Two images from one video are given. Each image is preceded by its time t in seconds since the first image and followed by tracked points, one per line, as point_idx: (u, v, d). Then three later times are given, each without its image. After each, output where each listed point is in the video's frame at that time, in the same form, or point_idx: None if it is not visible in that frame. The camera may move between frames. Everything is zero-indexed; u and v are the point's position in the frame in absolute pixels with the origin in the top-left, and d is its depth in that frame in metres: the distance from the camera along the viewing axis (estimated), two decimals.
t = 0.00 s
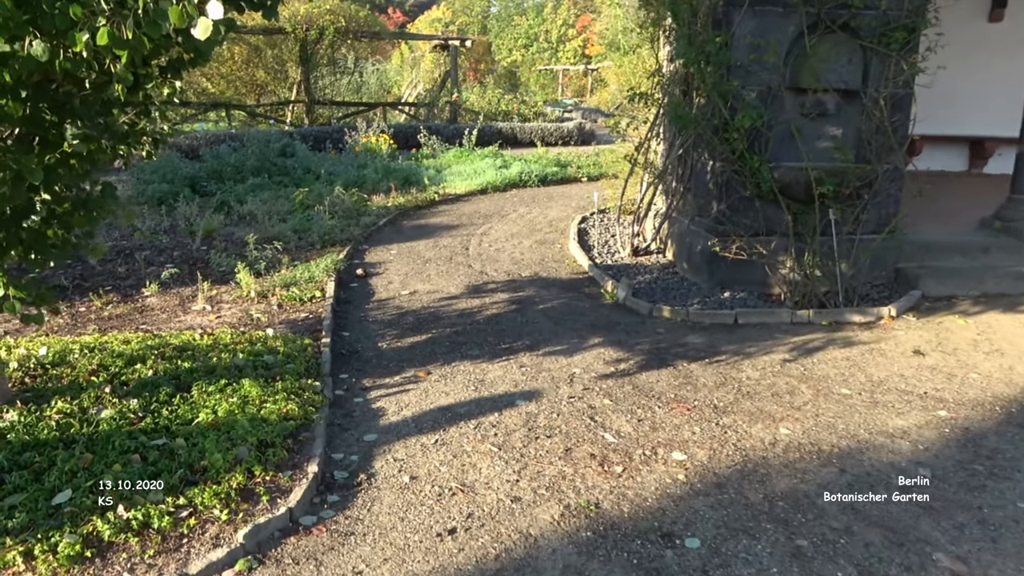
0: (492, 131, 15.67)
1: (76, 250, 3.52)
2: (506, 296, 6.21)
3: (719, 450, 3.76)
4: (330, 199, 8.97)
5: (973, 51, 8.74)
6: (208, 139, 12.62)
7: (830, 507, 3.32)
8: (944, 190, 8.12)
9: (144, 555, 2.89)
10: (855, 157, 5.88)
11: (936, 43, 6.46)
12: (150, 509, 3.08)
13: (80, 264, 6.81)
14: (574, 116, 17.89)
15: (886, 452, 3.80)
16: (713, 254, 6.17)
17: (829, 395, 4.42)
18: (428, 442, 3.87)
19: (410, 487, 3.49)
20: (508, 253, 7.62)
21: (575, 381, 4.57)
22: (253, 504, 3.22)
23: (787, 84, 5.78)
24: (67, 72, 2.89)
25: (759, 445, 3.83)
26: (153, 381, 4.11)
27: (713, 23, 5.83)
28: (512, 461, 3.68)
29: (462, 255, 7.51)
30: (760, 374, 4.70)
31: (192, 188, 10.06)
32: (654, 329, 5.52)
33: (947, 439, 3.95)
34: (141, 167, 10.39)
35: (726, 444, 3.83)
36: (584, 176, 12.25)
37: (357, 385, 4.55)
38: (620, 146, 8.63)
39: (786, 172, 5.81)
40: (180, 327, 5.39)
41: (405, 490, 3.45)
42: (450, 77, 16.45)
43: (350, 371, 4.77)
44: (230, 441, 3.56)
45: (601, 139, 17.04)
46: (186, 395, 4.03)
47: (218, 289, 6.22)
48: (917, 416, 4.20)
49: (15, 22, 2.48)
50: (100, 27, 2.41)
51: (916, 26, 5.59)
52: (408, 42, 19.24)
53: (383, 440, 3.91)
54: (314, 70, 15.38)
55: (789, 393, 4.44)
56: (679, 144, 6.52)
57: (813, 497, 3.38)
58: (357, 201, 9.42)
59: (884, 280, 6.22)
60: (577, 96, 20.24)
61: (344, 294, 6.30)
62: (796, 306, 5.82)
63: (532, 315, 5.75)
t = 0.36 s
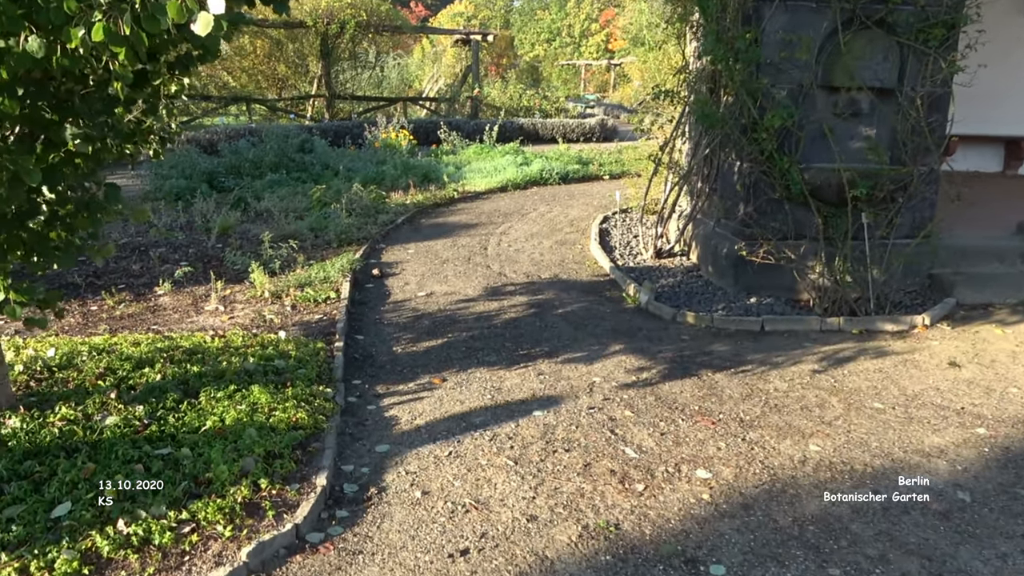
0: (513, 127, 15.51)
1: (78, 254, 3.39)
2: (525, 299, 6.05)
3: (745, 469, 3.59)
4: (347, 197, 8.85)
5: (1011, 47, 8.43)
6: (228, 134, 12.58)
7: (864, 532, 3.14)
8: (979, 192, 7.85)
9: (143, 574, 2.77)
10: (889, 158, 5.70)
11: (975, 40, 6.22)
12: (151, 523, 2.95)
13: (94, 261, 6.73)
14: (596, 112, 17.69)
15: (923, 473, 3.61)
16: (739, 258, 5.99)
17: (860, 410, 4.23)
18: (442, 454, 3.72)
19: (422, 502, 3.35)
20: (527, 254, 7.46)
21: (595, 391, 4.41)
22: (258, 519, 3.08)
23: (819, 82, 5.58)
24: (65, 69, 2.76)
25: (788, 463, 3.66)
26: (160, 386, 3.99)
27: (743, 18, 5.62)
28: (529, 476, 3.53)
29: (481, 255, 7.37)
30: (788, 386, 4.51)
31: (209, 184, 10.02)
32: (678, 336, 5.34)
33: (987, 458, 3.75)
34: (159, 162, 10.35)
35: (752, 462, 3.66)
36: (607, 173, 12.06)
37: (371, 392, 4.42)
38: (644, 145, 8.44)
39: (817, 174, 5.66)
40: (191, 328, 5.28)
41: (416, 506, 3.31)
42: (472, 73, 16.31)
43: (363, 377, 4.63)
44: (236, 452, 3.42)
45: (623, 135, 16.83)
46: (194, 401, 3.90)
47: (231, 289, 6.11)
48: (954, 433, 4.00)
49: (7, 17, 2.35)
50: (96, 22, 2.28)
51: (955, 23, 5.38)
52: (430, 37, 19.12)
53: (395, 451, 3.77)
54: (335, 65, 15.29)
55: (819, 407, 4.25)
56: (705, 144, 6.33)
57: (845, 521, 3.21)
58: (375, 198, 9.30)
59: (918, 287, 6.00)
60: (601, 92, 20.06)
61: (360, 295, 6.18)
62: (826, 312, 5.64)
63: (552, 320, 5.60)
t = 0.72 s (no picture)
0: (533, 126, 15.35)
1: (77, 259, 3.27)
2: (542, 305, 5.88)
3: (772, 490, 3.40)
4: (363, 196, 8.72)
5: None
6: (246, 131, 12.51)
7: (899, 562, 2.95)
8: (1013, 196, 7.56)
9: None
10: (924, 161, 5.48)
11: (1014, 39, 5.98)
12: (146, 541, 2.79)
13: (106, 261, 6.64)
14: (616, 111, 17.48)
15: (960, 497, 3.41)
16: (765, 264, 5.78)
17: (892, 427, 4.03)
18: (453, 469, 3.56)
19: (430, 521, 3.19)
20: (545, 257, 7.29)
21: (613, 403, 4.24)
22: (258, 538, 2.93)
23: (851, 81, 5.37)
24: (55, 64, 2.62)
25: (817, 484, 3.46)
26: (164, 393, 3.85)
27: (772, 14, 5.42)
28: (543, 495, 3.36)
29: (497, 258, 7.21)
30: (816, 400, 4.32)
31: (225, 182, 9.94)
32: (700, 345, 5.15)
33: None
34: (175, 160, 10.29)
35: (780, 483, 3.47)
36: (627, 174, 11.86)
37: (381, 401, 4.27)
38: (666, 145, 8.24)
39: (848, 177, 5.45)
40: (199, 331, 5.16)
41: (424, 526, 3.15)
42: (492, 71, 16.16)
43: (373, 385, 4.48)
44: (238, 465, 3.27)
45: (644, 135, 16.61)
46: (197, 409, 3.76)
47: (242, 291, 5.98)
48: (993, 453, 3.79)
49: None
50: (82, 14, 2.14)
51: (995, 20, 5.16)
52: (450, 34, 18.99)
53: (404, 465, 3.61)
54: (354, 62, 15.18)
55: (849, 423, 4.05)
56: (730, 145, 6.12)
57: (878, 550, 3.01)
58: (391, 198, 9.15)
59: (950, 295, 5.78)
60: (622, 91, 19.85)
61: (373, 299, 6.03)
62: (855, 321, 5.42)
63: (570, 326, 5.42)
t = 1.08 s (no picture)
0: (554, 127, 15.14)
1: (68, 262, 3.12)
2: (558, 312, 5.68)
3: (799, 516, 3.18)
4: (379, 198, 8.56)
5: None
6: (265, 132, 12.42)
7: None
8: None
9: None
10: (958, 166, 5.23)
11: None
12: (127, 565, 2.62)
13: (116, 262, 6.54)
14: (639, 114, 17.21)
15: (1002, 526, 3.16)
16: (790, 272, 5.54)
17: (927, 448, 3.78)
18: (459, 489, 3.37)
19: (433, 546, 3.00)
20: (563, 261, 7.09)
21: (631, 418, 4.03)
22: (248, 563, 2.75)
23: (881, 82, 5.14)
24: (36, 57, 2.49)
25: (848, 510, 3.24)
26: (159, 404, 3.70)
27: (799, 12, 5.19)
28: (554, 518, 3.16)
29: (514, 262, 7.02)
30: (845, 417, 4.08)
31: (241, 183, 9.83)
32: (722, 355, 4.93)
33: None
34: (192, 160, 10.21)
35: (807, 508, 3.24)
36: (648, 177, 11.61)
37: (387, 413, 4.09)
38: (689, 147, 8.01)
39: (878, 181, 5.21)
40: (204, 336, 5.01)
41: (426, 551, 2.97)
42: (513, 72, 15.98)
43: (381, 395, 4.31)
44: (232, 483, 3.10)
45: (667, 137, 16.34)
46: (194, 421, 3.60)
47: (251, 295, 5.83)
48: None
49: None
50: None
51: None
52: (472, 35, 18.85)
53: (408, 483, 3.43)
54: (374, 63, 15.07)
55: (881, 443, 3.82)
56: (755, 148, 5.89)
57: None
58: (408, 199, 8.99)
59: (986, 306, 5.50)
60: (645, 93, 19.61)
61: (384, 304, 5.86)
62: (885, 332, 5.17)
63: (587, 335, 5.22)
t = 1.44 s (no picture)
0: (574, 128, 14.93)
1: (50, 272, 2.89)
2: (573, 321, 5.47)
3: (824, 550, 2.96)
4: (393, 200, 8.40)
5: None
6: (282, 132, 12.32)
7: None
8: None
9: None
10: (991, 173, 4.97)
11: None
12: None
13: (124, 265, 6.42)
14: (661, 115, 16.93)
15: None
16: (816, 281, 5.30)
17: (962, 474, 3.54)
18: (461, 514, 3.18)
19: None
20: (580, 267, 6.88)
21: (645, 436, 3.82)
22: None
23: (911, 85, 4.90)
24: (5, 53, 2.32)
25: (878, 544, 3.01)
26: (150, 418, 3.54)
27: (825, 11, 4.96)
28: (561, 548, 2.96)
29: (529, 268, 6.82)
30: (873, 438, 3.85)
31: (256, 184, 9.72)
32: (743, 370, 4.70)
33: None
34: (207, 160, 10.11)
35: (834, 541, 3.02)
36: (670, 179, 11.36)
37: (390, 428, 3.91)
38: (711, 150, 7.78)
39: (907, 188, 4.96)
40: (207, 344, 4.86)
41: None
42: (534, 72, 15.77)
43: (384, 409, 4.13)
44: (219, 507, 2.93)
45: (690, 139, 16.07)
46: (186, 437, 3.44)
47: (257, 300, 5.68)
48: None
49: None
50: None
51: None
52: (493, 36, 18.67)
53: (407, 507, 3.24)
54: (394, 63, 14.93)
55: (912, 468, 3.58)
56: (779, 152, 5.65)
57: None
58: (423, 202, 8.82)
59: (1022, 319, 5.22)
60: (667, 95, 19.34)
61: (394, 311, 5.69)
62: (915, 345, 4.92)
63: (602, 345, 5.01)
